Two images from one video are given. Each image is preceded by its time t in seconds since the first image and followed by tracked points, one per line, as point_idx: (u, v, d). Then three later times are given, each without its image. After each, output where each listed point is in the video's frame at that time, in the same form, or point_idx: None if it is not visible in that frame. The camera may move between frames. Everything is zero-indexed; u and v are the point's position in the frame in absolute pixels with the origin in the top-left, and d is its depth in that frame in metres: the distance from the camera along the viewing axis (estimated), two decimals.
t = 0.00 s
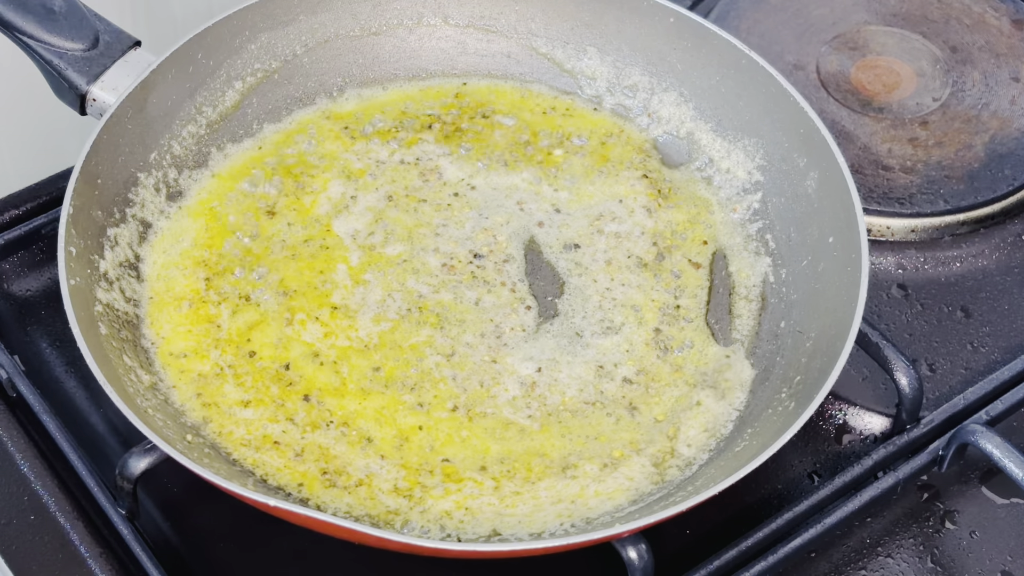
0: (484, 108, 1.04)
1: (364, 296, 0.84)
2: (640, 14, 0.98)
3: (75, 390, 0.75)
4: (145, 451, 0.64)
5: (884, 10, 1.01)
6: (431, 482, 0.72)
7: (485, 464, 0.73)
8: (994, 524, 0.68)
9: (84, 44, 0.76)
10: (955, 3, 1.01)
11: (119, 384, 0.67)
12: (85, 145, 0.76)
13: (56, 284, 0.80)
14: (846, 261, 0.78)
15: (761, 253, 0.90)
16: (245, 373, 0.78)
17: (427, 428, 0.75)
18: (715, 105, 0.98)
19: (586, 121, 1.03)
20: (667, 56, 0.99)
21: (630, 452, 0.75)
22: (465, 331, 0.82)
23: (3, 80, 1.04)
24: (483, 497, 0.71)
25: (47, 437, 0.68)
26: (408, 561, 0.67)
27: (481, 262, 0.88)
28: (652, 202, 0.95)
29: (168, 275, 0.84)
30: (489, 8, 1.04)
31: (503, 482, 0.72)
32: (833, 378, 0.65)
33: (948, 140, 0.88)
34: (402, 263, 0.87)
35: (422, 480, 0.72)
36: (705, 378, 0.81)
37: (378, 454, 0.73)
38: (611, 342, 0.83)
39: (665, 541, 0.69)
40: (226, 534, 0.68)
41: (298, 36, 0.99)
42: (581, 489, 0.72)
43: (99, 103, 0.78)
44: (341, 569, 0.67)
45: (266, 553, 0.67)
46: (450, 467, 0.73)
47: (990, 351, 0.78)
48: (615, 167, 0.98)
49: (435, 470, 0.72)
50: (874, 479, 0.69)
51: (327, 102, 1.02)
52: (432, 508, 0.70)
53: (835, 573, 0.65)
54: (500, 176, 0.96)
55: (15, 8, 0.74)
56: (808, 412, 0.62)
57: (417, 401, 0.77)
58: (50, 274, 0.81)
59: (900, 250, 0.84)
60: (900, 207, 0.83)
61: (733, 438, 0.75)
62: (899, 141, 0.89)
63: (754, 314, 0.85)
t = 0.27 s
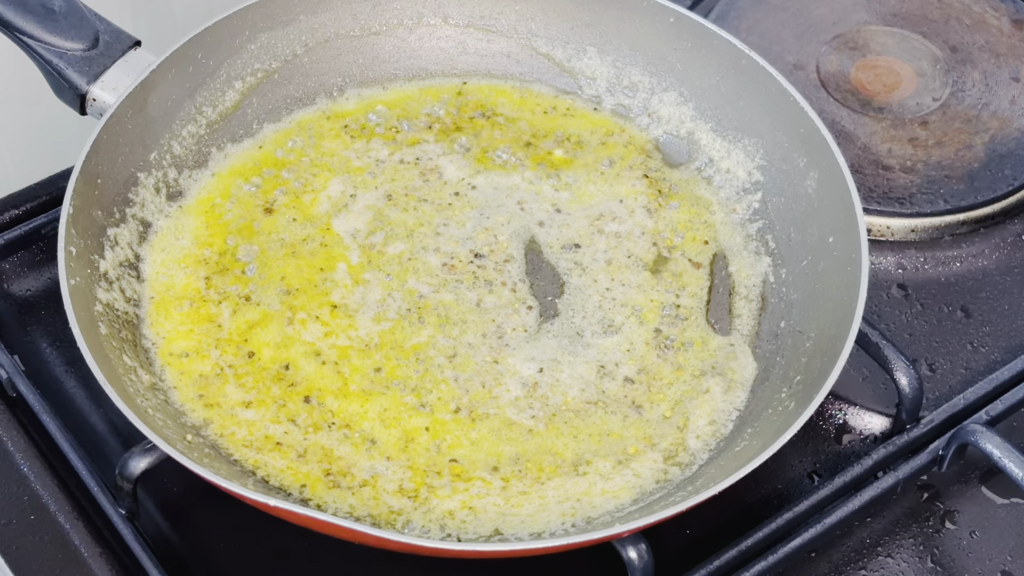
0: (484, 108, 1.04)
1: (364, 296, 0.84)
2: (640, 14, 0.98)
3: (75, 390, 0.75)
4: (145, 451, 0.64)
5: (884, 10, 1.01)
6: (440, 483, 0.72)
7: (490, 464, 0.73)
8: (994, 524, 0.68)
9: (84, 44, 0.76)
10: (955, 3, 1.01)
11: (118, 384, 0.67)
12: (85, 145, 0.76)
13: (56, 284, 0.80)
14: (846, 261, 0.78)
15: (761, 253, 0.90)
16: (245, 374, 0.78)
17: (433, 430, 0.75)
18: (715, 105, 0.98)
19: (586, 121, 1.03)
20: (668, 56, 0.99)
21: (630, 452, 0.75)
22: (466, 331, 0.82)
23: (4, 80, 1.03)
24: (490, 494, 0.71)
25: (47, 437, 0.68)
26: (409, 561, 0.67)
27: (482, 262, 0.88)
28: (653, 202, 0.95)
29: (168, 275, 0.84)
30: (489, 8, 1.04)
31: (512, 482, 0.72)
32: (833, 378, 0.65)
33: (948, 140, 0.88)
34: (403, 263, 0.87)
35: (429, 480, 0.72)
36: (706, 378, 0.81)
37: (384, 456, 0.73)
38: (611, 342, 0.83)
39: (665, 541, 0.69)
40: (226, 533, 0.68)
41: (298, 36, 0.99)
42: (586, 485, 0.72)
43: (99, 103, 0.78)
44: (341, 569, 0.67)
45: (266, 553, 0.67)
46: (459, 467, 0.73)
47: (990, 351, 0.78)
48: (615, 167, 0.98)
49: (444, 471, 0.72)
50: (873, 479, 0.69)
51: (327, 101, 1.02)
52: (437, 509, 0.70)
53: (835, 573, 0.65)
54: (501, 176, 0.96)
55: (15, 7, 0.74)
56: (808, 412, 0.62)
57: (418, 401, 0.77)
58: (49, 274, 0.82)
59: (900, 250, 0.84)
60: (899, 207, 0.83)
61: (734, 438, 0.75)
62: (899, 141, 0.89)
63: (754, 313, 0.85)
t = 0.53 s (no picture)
0: (483, 107, 1.04)
1: (364, 296, 0.84)
2: (640, 14, 0.98)
3: (75, 390, 0.75)
4: (145, 451, 0.64)
5: (884, 9, 1.01)
6: (447, 483, 0.72)
7: (497, 464, 0.73)
8: (994, 524, 0.68)
9: (84, 44, 0.76)
10: (955, 3, 1.01)
11: (118, 384, 0.67)
12: (85, 145, 0.76)
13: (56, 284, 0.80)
14: (846, 261, 0.78)
15: (761, 253, 0.90)
16: (246, 375, 0.78)
17: (437, 431, 0.75)
18: (715, 105, 0.98)
19: (586, 121, 1.03)
20: (668, 56, 0.99)
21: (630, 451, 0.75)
22: (467, 332, 0.82)
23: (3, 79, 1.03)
24: (496, 493, 0.71)
25: (47, 437, 0.68)
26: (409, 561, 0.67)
27: (483, 262, 0.88)
28: (653, 202, 0.95)
29: (168, 276, 0.84)
30: (489, 8, 1.04)
31: (520, 482, 0.72)
32: (833, 378, 0.65)
33: (948, 140, 0.88)
34: (403, 262, 0.87)
35: (436, 481, 0.72)
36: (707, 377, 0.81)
37: (389, 458, 0.73)
38: (611, 342, 0.83)
39: (665, 541, 0.69)
40: (226, 533, 0.68)
41: (298, 36, 0.99)
42: (593, 482, 0.72)
43: (99, 103, 0.78)
44: (341, 569, 0.67)
45: (265, 553, 0.67)
46: (466, 466, 0.73)
47: (990, 351, 0.78)
48: (615, 167, 0.98)
49: (452, 471, 0.72)
50: (873, 479, 0.69)
51: (327, 101, 1.02)
52: (442, 509, 0.70)
53: (835, 573, 0.65)
54: (501, 176, 0.96)
55: (15, 7, 0.74)
56: (808, 412, 0.62)
57: (419, 402, 0.77)
58: (49, 274, 0.82)
59: (900, 250, 0.84)
60: (900, 207, 0.83)
61: (734, 438, 0.75)
62: (899, 141, 0.89)
63: (753, 312, 0.85)
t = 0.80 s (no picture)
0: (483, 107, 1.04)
1: (364, 296, 0.84)
2: (641, 14, 0.98)
3: (75, 391, 0.75)
4: (145, 451, 0.64)
5: (884, 10, 1.01)
6: (454, 483, 0.72)
7: (507, 464, 0.73)
8: (994, 524, 0.68)
9: (84, 44, 0.76)
10: (955, 3, 1.01)
11: (118, 384, 0.67)
12: (85, 145, 0.76)
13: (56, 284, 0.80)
14: (847, 261, 0.78)
15: (761, 253, 0.90)
16: (246, 375, 0.78)
17: (441, 433, 0.75)
18: (715, 105, 0.98)
19: (586, 121, 1.03)
20: (668, 56, 0.99)
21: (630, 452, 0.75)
22: (469, 332, 0.82)
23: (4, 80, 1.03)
24: (503, 492, 0.71)
25: (47, 437, 0.68)
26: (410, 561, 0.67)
27: (484, 261, 0.88)
28: (653, 202, 0.95)
29: (168, 276, 0.84)
30: (489, 8, 1.04)
31: (528, 481, 0.72)
32: (833, 378, 0.65)
33: (948, 140, 0.88)
34: (403, 262, 0.87)
35: (443, 481, 0.72)
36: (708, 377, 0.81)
37: (394, 459, 0.73)
38: (611, 342, 0.83)
39: (665, 542, 0.69)
40: (225, 533, 0.68)
41: (298, 36, 0.99)
42: (601, 480, 0.73)
43: (99, 103, 0.78)
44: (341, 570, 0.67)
45: (265, 553, 0.67)
46: (475, 466, 0.73)
47: (990, 351, 0.78)
48: (615, 167, 0.98)
49: (460, 472, 0.72)
50: (873, 479, 0.69)
51: (327, 101, 1.02)
52: (447, 509, 0.70)
53: (835, 573, 0.65)
54: (502, 176, 0.96)
55: (15, 7, 0.74)
56: (808, 412, 0.62)
57: (420, 402, 0.77)
58: (49, 274, 0.82)
59: (900, 250, 0.84)
60: (899, 207, 0.83)
61: (733, 438, 0.75)
62: (899, 141, 0.89)
63: (753, 312, 0.85)
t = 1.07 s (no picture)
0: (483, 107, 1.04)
1: (364, 296, 0.84)
2: (640, 14, 0.98)
3: (75, 391, 0.75)
4: (145, 451, 0.64)
5: (883, 10, 1.01)
6: (461, 483, 0.72)
7: (517, 463, 0.73)
8: (994, 524, 0.68)
9: (84, 44, 0.76)
10: (955, 3, 1.01)
11: (118, 384, 0.67)
12: (85, 145, 0.76)
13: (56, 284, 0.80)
14: (846, 260, 0.78)
15: (761, 253, 0.90)
16: (247, 376, 0.78)
17: (443, 433, 0.75)
18: (715, 105, 0.98)
19: (586, 121, 1.03)
20: (668, 56, 0.99)
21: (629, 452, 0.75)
22: (470, 333, 0.82)
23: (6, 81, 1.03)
24: (510, 492, 0.71)
25: (47, 438, 0.68)
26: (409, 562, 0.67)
27: (484, 261, 0.88)
28: (653, 203, 0.95)
29: (168, 277, 0.84)
30: (489, 8, 1.04)
31: (536, 481, 0.72)
32: (833, 378, 0.65)
33: (948, 140, 0.88)
34: (403, 262, 0.87)
35: (451, 481, 0.72)
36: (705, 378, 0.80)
37: (398, 460, 0.73)
38: (611, 343, 0.83)
39: (665, 542, 0.69)
40: (225, 532, 0.68)
41: (298, 37, 0.99)
42: (607, 478, 0.73)
43: (99, 103, 0.78)
44: (340, 570, 0.67)
45: (266, 553, 0.67)
46: (483, 466, 0.73)
47: (990, 351, 0.78)
48: (614, 167, 0.98)
49: (469, 472, 0.72)
50: (873, 479, 0.69)
51: (327, 101, 1.02)
52: (451, 509, 0.70)
53: (835, 573, 0.65)
54: (502, 176, 0.96)
55: (15, 8, 0.74)
56: (808, 412, 0.62)
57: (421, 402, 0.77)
58: (50, 274, 0.81)
59: (900, 250, 0.84)
60: (899, 207, 0.83)
61: (733, 438, 0.75)
62: (899, 141, 0.89)
63: (753, 312, 0.85)
